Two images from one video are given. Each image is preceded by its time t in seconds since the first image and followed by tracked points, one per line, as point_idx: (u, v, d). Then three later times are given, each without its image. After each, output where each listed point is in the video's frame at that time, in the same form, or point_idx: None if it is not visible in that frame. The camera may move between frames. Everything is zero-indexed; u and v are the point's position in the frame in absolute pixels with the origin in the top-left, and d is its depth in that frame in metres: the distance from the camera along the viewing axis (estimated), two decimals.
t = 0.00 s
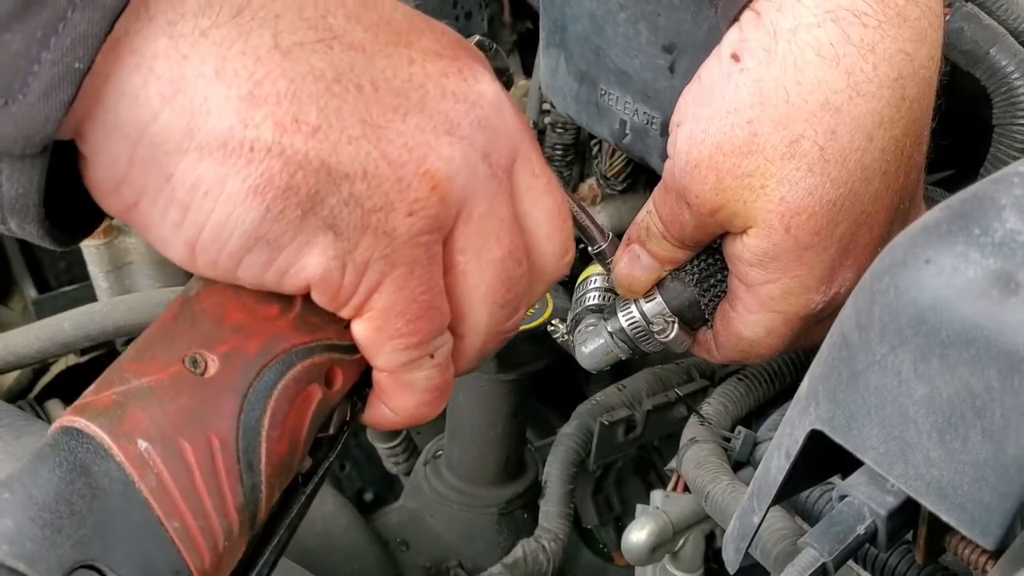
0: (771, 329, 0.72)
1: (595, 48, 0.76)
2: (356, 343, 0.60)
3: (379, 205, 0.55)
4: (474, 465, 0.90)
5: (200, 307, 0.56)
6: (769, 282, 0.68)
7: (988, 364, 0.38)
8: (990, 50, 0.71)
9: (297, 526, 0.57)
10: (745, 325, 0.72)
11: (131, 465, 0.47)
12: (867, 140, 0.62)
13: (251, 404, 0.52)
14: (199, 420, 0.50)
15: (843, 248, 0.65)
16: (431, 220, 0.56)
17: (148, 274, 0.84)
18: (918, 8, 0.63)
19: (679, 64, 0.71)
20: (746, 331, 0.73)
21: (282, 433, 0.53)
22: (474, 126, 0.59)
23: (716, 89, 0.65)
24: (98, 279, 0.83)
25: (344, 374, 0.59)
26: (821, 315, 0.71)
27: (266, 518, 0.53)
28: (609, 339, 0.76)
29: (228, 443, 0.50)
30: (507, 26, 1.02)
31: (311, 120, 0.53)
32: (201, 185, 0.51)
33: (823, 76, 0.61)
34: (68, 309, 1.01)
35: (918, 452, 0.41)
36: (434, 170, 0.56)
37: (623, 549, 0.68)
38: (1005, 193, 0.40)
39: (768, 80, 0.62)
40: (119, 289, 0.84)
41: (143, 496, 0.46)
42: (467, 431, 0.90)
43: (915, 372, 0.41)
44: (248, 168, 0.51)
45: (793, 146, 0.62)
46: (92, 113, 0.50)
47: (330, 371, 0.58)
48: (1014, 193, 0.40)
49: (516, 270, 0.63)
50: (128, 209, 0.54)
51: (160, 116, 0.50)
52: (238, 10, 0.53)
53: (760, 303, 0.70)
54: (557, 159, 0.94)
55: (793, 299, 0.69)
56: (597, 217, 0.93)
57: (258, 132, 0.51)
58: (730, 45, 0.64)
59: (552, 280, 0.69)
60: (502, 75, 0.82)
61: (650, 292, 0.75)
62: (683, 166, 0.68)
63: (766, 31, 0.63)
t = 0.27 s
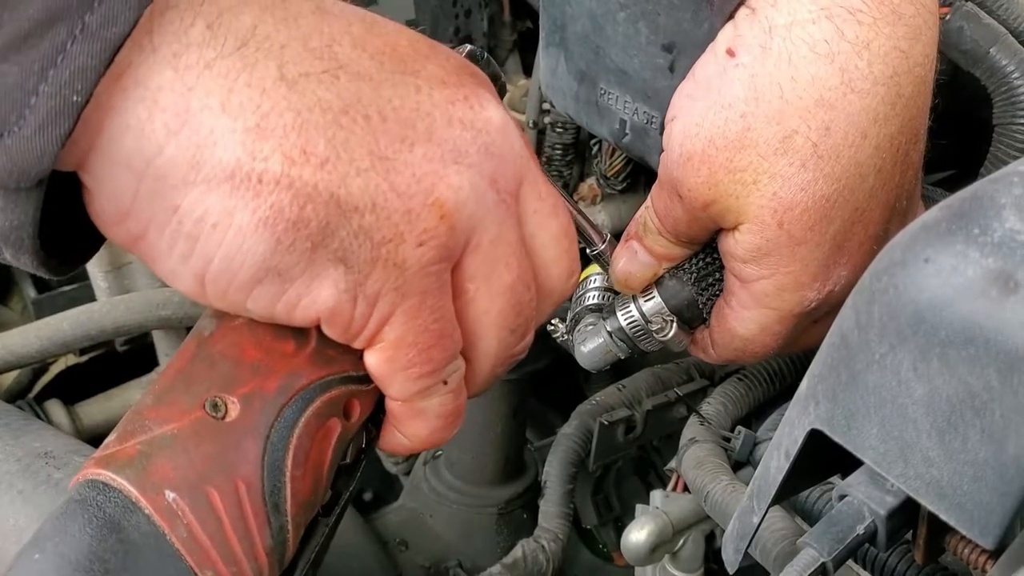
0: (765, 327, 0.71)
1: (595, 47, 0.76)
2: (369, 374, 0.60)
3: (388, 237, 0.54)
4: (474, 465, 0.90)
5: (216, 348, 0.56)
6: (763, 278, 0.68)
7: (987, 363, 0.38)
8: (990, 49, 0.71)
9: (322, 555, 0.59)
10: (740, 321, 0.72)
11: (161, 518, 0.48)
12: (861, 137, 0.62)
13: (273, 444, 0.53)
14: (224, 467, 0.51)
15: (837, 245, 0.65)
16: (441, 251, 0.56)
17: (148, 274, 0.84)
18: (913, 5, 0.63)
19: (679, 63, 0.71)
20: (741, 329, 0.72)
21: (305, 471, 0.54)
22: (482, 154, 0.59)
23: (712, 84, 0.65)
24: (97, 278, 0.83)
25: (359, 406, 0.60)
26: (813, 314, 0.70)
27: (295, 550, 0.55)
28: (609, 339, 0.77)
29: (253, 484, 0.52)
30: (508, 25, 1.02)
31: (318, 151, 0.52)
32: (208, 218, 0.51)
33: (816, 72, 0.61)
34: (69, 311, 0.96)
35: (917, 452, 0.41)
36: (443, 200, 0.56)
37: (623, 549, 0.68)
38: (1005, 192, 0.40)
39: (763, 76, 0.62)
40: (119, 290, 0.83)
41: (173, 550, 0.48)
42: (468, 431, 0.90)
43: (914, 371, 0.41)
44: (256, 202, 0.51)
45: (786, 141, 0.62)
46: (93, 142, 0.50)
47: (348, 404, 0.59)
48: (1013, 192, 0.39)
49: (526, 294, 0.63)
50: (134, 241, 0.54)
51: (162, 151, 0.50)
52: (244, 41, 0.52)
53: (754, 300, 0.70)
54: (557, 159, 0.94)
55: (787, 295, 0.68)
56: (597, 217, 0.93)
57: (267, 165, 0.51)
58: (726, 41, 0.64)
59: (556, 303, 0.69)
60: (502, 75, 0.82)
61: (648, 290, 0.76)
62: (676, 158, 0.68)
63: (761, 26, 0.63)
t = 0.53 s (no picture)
0: (763, 327, 0.71)
1: (595, 47, 0.76)
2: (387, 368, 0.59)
3: (408, 230, 0.54)
4: (474, 465, 0.89)
5: (235, 342, 0.55)
6: (761, 277, 0.68)
7: (988, 364, 0.38)
8: (990, 49, 0.71)
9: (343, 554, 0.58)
10: (738, 321, 0.72)
11: (186, 512, 0.47)
12: (858, 136, 0.62)
13: (297, 437, 0.52)
14: (249, 460, 0.50)
15: (834, 244, 0.65)
16: (462, 243, 0.56)
17: (148, 274, 0.84)
18: (910, 4, 0.62)
19: (679, 63, 0.71)
20: (739, 329, 0.72)
21: (328, 465, 0.53)
22: (499, 147, 0.59)
23: (711, 81, 0.66)
24: (97, 278, 0.83)
25: (379, 400, 0.59)
26: (811, 313, 0.70)
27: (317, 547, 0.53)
28: (609, 339, 0.76)
29: (278, 478, 0.50)
30: (508, 25, 1.02)
31: (339, 143, 0.52)
32: (229, 209, 0.51)
33: (813, 70, 0.61)
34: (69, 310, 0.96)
35: (917, 452, 0.41)
36: (462, 193, 0.56)
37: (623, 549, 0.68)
38: (1005, 192, 0.40)
39: (760, 74, 0.63)
40: (118, 289, 0.83)
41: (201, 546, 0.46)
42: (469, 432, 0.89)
43: (915, 371, 0.41)
44: (277, 191, 0.50)
45: (783, 139, 0.62)
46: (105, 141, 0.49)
47: (367, 398, 0.58)
48: (1013, 192, 0.39)
49: (541, 288, 0.63)
50: (153, 233, 0.54)
51: (183, 140, 0.49)
52: (262, 32, 0.52)
53: (753, 299, 0.70)
54: (557, 159, 0.94)
55: (785, 294, 0.68)
56: (596, 217, 0.93)
57: (288, 155, 0.50)
58: (722, 40, 0.65)
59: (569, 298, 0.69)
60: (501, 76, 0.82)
61: (647, 291, 0.75)
62: (674, 155, 0.69)
63: (758, 25, 0.63)
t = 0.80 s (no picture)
0: (760, 325, 0.71)
1: (595, 47, 0.76)
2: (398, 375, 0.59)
3: (417, 237, 0.54)
4: (473, 467, 0.89)
5: (247, 354, 0.55)
6: (758, 275, 0.68)
7: (988, 365, 0.38)
8: (990, 51, 0.71)
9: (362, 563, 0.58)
10: (736, 320, 0.72)
11: (204, 528, 0.47)
12: (856, 135, 0.62)
13: (311, 448, 0.52)
14: (263, 473, 0.50)
15: (832, 244, 0.65)
16: (468, 250, 0.56)
17: (147, 275, 0.84)
18: (907, 5, 0.63)
19: (679, 63, 0.71)
20: (735, 327, 0.72)
21: (343, 476, 0.54)
22: (504, 152, 0.58)
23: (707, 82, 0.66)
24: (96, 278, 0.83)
25: (390, 409, 0.59)
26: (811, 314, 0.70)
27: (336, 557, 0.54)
28: (608, 341, 0.76)
29: (293, 490, 0.51)
30: (507, 26, 1.03)
31: (346, 151, 0.52)
32: (236, 219, 0.51)
33: (810, 70, 0.62)
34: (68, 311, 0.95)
35: (918, 454, 0.41)
36: (469, 200, 0.56)
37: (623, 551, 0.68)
38: (1005, 193, 0.40)
39: (756, 73, 0.63)
40: (116, 289, 0.83)
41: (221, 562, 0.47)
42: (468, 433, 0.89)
43: (915, 372, 0.41)
44: (285, 202, 0.50)
45: (779, 138, 0.63)
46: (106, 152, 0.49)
47: (380, 407, 0.58)
48: (1014, 194, 0.40)
49: (549, 293, 0.63)
50: (160, 243, 0.54)
51: (190, 151, 0.49)
52: (266, 41, 0.52)
53: (751, 298, 0.70)
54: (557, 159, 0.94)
55: (782, 293, 0.68)
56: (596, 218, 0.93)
57: (295, 165, 0.50)
58: (718, 40, 0.65)
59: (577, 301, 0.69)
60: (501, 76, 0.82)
61: (647, 293, 0.75)
62: (672, 153, 0.69)
63: (755, 24, 0.64)
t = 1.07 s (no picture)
0: (758, 323, 0.72)
1: (595, 46, 0.75)
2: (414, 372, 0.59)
3: (430, 223, 0.55)
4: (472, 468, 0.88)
5: (265, 352, 0.56)
6: (757, 272, 0.69)
7: (993, 366, 0.38)
8: (992, 50, 0.71)
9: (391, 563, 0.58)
10: (733, 318, 0.73)
11: (233, 524, 0.47)
12: (852, 133, 0.63)
13: (335, 442, 0.53)
14: (289, 468, 0.50)
15: (832, 241, 0.66)
16: (484, 237, 0.58)
17: (144, 275, 0.84)
18: (901, 2, 0.64)
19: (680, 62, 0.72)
20: (733, 325, 0.73)
21: (368, 472, 0.54)
22: (511, 139, 0.61)
23: (701, 80, 0.66)
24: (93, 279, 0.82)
25: (411, 404, 0.60)
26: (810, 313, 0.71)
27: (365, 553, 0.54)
28: (609, 346, 0.76)
29: (320, 485, 0.51)
30: (507, 25, 1.02)
31: (354, 137, 0.53)
32: (243, 211, 0.51)
33: (804, 67, 0.63)
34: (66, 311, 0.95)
35: (921, 456, 0.40)
36: (480, 184, 0.58)
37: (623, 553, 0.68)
38: (1008, 194, 0.42)
39: (752, 70, 0.64)
40: (114, 290, 0.83)
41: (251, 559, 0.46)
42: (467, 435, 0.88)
43: (919, 373, 0.40)
44: (294, 190, 0.50)
45: (774, 136, 0.64)
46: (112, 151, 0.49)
47: (401, 403, 0.59)
48: (1017, 195, 0.41)
49: (564, 283, 0.65)
50: (166, 240, 0.54)
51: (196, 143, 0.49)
52: (270, 31, 0.53)
53: (749, 295, 0.71)
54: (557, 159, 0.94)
55: (781, 290, 0.70)
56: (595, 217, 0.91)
57: (304, 152, 0.51)
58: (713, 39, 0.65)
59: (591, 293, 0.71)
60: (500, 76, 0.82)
61: (647, 296, 0.75)
62: (667, 150, 0.69)
63: (749, 22, 0.64)
